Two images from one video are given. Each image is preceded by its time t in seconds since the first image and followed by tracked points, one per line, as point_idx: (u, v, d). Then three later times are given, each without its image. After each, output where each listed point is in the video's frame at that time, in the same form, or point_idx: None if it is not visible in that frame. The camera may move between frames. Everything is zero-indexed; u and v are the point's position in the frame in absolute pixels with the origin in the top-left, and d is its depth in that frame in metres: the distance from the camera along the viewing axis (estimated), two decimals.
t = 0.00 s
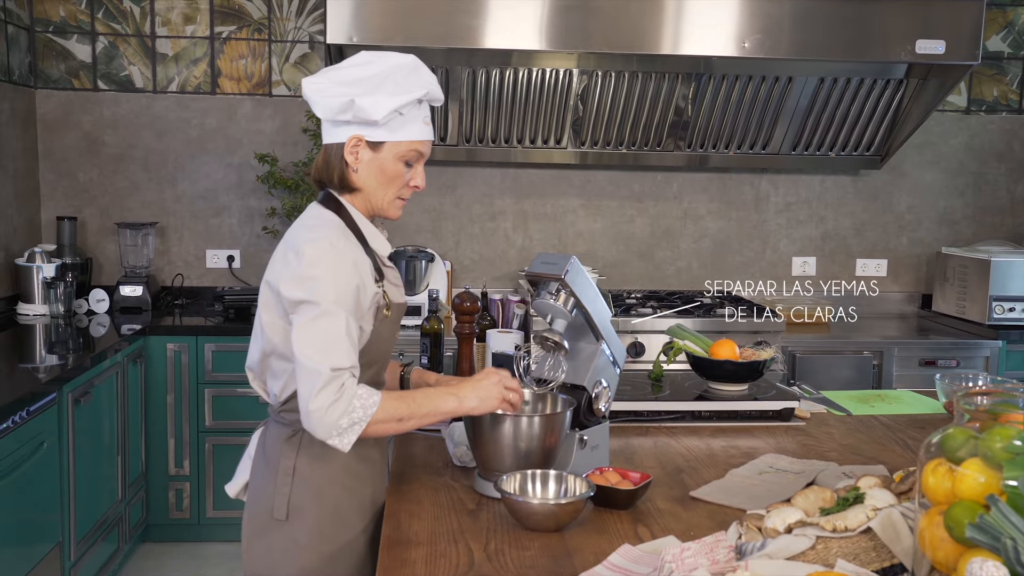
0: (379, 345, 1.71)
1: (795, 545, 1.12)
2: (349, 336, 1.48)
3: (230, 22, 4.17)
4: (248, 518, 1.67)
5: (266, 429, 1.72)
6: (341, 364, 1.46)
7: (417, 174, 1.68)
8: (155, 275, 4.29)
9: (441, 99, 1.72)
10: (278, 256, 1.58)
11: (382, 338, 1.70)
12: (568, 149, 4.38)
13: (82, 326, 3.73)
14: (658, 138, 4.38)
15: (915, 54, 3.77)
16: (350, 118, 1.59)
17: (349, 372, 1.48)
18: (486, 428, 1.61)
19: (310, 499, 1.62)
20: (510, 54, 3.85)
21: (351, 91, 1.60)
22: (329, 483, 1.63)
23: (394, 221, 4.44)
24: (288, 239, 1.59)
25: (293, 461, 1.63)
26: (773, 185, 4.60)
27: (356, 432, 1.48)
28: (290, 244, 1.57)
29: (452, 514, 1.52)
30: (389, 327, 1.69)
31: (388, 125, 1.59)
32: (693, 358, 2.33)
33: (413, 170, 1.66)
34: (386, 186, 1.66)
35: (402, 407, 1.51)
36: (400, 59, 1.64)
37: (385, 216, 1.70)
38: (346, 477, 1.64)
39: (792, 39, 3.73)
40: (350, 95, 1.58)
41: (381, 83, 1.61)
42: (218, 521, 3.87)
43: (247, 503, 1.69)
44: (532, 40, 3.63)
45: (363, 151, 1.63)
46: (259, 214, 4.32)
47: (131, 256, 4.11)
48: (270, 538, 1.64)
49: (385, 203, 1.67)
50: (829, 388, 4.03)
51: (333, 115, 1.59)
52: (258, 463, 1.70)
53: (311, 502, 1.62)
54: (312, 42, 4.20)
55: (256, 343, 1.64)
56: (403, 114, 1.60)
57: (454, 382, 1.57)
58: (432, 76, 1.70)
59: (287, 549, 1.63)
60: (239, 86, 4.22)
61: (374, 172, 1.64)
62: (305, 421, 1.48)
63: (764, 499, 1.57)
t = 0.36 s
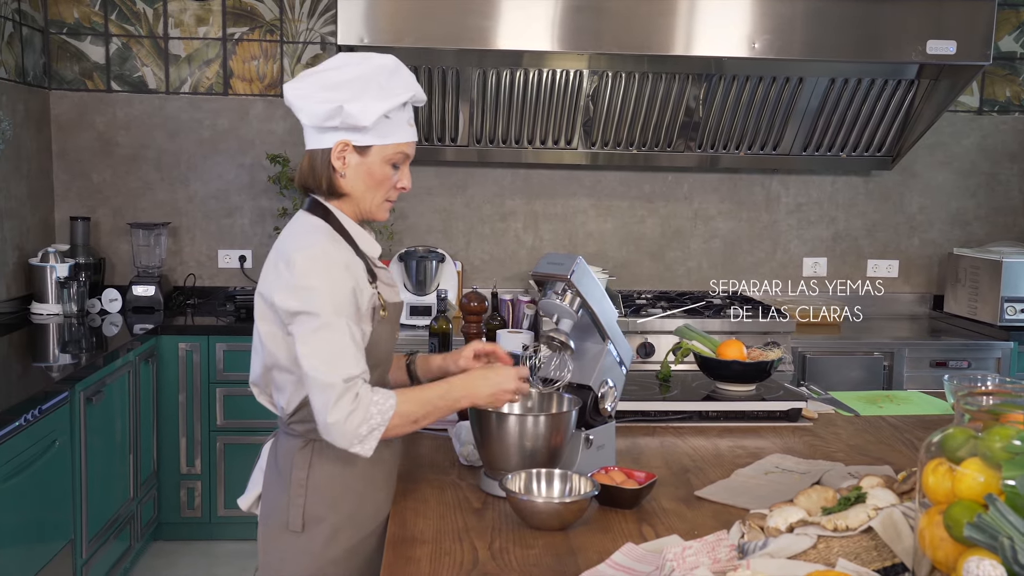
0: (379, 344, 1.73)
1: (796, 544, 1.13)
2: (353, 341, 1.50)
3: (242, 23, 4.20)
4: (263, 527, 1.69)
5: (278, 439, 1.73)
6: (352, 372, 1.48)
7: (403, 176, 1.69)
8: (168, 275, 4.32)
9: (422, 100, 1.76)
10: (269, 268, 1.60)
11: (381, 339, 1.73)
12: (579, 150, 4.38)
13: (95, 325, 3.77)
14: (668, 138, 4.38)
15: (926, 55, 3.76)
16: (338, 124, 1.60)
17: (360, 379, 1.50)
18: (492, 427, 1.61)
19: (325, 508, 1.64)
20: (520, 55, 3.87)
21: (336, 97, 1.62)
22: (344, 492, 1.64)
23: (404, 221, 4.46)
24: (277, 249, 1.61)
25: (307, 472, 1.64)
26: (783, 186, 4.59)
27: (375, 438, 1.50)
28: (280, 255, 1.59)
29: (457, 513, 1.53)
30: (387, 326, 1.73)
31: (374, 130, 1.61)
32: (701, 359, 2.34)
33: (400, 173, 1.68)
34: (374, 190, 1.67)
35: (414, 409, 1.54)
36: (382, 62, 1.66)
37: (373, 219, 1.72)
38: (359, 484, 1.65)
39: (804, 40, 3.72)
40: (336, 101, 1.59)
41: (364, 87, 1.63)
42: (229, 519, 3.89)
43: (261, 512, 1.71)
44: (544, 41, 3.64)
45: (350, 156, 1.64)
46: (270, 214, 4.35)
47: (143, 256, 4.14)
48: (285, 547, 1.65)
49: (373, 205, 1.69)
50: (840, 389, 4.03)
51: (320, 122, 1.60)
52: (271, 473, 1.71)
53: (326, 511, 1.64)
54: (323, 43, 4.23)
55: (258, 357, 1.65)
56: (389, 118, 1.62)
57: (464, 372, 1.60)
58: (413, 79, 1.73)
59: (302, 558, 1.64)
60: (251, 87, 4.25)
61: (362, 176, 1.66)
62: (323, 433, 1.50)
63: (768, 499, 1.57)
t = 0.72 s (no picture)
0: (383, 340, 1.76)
1: (801, 544, 1.15)
2: (372, 330, 1.51)
3: (255, 25, 4.22)
4: (269, 527, 1.69)
5: (285, 439, 1.74)
6: (382, 360, 1.50)
7: (397, 172, 1.70)
8: (181, 275, 4.35)
9: (412, 95, 1.76)
10: (273, 274, 1.60)
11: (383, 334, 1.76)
12: (590, 150, 4.38)
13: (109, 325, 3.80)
14: (680, 139, 4.37)
15: (939, 54, 3.74)
16: (331, 124, 1.61)
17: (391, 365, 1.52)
18: (501, 427, 1.62)
19: (330, 508, 1.64)
20: (532, 57, 3.87)
21: (326, 97, 1.63)
22: (349, 492, 1.65)
23: (416, 221, 4.47)
24: (278, 254, 1.62)
25: (313, 472, 1.65)
26: (796, 186, 4.57)
27: (420, 423, 1.52)
28: (283, 259, 1.59)
29: (464, 511, 1.54)
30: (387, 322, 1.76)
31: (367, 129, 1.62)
32: (711, 359, 2.34)
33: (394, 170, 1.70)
34: (369, 189, 1.68)
35: (453, 398, 1.56)
36: (371, 60, 1.67)
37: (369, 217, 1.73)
38: (365, 483, 1.66)
39: (816, 40, 3.71)
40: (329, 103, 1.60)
41: (355, 86, 1.64)
42: (241, 518, 3.91)
43: (267, 513, 1.72)
44: (556, 42, 3.65)
45: (344, 156, 1.65)
46: (283, 214, 4.37)
47: (157, 256, 4.17)
48: (291, 547, 1.66)
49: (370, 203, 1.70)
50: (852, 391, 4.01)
51: (313, 123, 1.61)
52: (278, 474, 1.72)
53: (332, 511, 1.65)
54: (336, 44, 4.25)
55: (270, 362, 1.66)
56: (382, 116, 1.64)
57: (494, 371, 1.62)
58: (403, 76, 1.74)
59: (308, 557, 1.65)
60: (264, 88, 4.27)
61: (357, 175, 1.67)
62: (367, 425, 1.51)
63: (776, 499, 1.57)
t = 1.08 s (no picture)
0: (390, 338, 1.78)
1: (810, 545, 1.15)
2: (385, 325, 1.53)
3: (269, 26, 4.24)
4: (272, 527, 1.70)
5: (289, 440, 1.75)
6: (399, 356, 1.51)
7: (404, 177, 1.72)
8: (195, 275, 4.38)
9: (422, 100, 1.78)
10: (279, 277, 1.61)
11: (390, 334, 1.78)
12: (602, 151, 4.37)
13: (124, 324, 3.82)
14: (693, 140, 4.36)
15: (954, 55, 3.72)
16: (341, 128, 1.62)
17: (408, 360, 1.53)
18: (514, 427, 1.62)
19: (335, 509, 1.66)
20: (545, 58, 3.87)
21: (338, 100, 1.63)
22: (354, 493, 1.66)
23: (428, 222, 4.48)
24: (282, 256, 1.63)
25: (318, 473, 1.66)
26: (809, 187, 4.56)
27: (445, 417, 1.53)
28: (289, 260, 1.60)
29: (474, 511, 1.54)
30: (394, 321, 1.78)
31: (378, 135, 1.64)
32: (722, 360, 2.33)
33: (403, 174, 1.71)
34: (376, 192, 1.70)
35: (474, 393, 1.56)
36: (383, 63, 1.68)
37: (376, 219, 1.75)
38: (369, 485, 1.68)
39: (831, 40, 3.70)
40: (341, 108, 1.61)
41: (366, 90, 1.65)
42: (254, 517, 3.93)
43: (271, 513, 1.73)
44: (569, 43, 3.65)
45: (353, 159, 1.66)
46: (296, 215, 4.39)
47: (171, 256, 4.20)
48: (294, 547, 1.67)
49: (377, 207, 1.72)
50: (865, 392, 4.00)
51: (323, 126, 1.62)
52: (283, 474, 1.73)
53: (337, 512, 1.66)
54: (349, 46, 4.26)
55: (279, 364, 1.66)
56: (392, 121, 1.65)
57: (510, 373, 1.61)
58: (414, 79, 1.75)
59: (311, 558, 1.66)
60: (278, 89, 4.30)
61: (364, 178, 1.68)
62: (390, 420, 1.52)
63: (786, 500, 1.57)
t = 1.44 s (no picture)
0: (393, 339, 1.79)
1: (816, 545, 1.16)
2: (386, 330, 1.54)
3: (281, 28, 4.26)
4: (277, 527, 1.71)
5: (294, 440, 1.76)
6: (401, 361, 1.52)
7: (406, 175, 1.73)
8: (207, 275, 4.40)
9: (422, 96, 1.78)
10: (282, 278, 1.61)
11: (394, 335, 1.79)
12: (613, 152, 4.37)
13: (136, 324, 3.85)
14: (703, 140, 4.35)
15: (966, 55, 3.71)
16: (342, 128, 1.63)
17: (410, 365, 1.54)
18: (520, 427, 1.63)
19: (340, 509, 1.67)
20: (556, 58, 3.88)
21: (337, 100, 1.64)
22: (358, 493, 1.67)
23: (439, 222, 4.49)
24: (284, 257, 1.63)
25: (323, 474, 1.67)
26: (820, 188, 4.55)
27: (445, 421, 1.54)
28: (291, 261, 1.61)
29: (482, 511, 1.55)
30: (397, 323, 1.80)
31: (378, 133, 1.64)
32: (731, 361, 2.33)
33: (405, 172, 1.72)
34: (377, 191, 1.71)
35: (475, 397, 1.58)
36: (381, 61, 1.68)
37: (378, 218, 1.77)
38: (373, 486, 1.69)
39: (844, 40, 3.68)
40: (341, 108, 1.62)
41: (366, 89, 1.66)
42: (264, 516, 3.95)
43: (275, 513, 1.74)
44: (580, 44, 3.65)
45: (354, 158, 1.67)
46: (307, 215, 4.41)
47: (183, 256, 4.22)
48: (299, 548, 1.68)
49: (379, 205, 1.73)
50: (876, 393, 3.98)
51: (323, 127, 1.63)
52: (287, 474, 1.74)
53: (341, 512, 1.67)
54: (361, 47, 4.28)
55: (283, 364, 1.67)
56: (392, 119, 1.66)
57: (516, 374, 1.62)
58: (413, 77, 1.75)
59: (316, 558, 1.67)
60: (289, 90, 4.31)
61: (366, 177, 1.69)
62: (391, 424, 1.53)
63: (793, 501, 1.57)
